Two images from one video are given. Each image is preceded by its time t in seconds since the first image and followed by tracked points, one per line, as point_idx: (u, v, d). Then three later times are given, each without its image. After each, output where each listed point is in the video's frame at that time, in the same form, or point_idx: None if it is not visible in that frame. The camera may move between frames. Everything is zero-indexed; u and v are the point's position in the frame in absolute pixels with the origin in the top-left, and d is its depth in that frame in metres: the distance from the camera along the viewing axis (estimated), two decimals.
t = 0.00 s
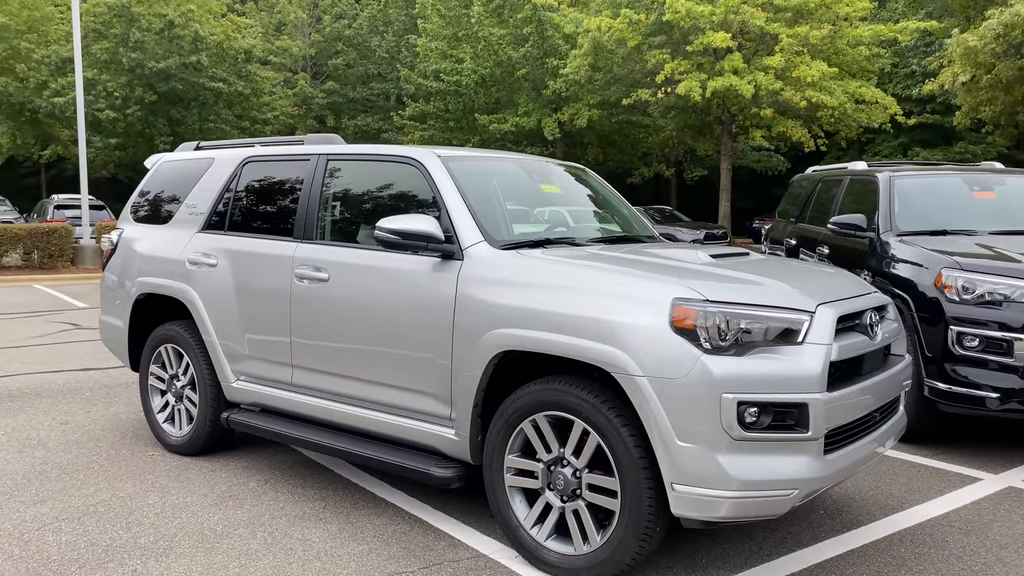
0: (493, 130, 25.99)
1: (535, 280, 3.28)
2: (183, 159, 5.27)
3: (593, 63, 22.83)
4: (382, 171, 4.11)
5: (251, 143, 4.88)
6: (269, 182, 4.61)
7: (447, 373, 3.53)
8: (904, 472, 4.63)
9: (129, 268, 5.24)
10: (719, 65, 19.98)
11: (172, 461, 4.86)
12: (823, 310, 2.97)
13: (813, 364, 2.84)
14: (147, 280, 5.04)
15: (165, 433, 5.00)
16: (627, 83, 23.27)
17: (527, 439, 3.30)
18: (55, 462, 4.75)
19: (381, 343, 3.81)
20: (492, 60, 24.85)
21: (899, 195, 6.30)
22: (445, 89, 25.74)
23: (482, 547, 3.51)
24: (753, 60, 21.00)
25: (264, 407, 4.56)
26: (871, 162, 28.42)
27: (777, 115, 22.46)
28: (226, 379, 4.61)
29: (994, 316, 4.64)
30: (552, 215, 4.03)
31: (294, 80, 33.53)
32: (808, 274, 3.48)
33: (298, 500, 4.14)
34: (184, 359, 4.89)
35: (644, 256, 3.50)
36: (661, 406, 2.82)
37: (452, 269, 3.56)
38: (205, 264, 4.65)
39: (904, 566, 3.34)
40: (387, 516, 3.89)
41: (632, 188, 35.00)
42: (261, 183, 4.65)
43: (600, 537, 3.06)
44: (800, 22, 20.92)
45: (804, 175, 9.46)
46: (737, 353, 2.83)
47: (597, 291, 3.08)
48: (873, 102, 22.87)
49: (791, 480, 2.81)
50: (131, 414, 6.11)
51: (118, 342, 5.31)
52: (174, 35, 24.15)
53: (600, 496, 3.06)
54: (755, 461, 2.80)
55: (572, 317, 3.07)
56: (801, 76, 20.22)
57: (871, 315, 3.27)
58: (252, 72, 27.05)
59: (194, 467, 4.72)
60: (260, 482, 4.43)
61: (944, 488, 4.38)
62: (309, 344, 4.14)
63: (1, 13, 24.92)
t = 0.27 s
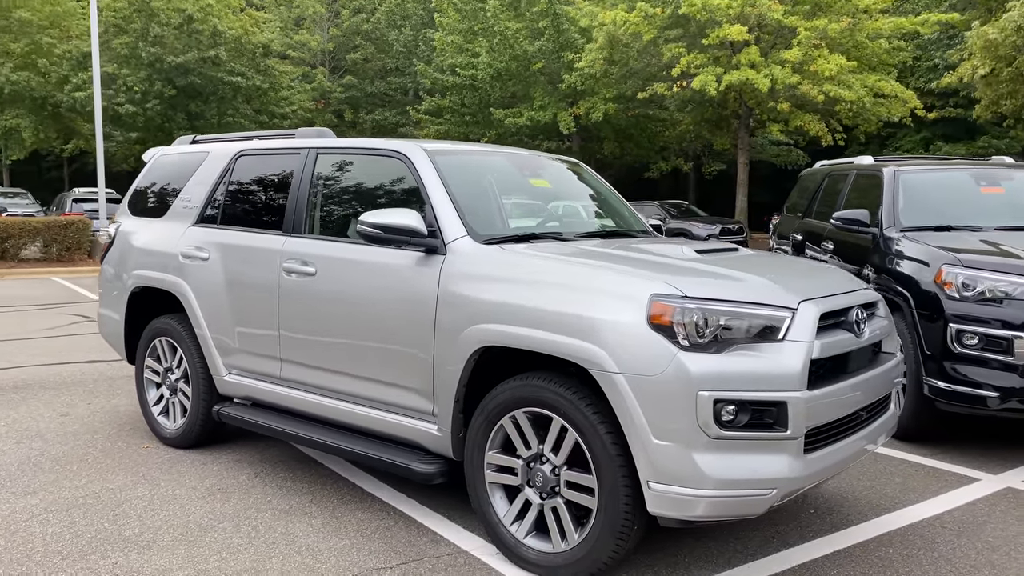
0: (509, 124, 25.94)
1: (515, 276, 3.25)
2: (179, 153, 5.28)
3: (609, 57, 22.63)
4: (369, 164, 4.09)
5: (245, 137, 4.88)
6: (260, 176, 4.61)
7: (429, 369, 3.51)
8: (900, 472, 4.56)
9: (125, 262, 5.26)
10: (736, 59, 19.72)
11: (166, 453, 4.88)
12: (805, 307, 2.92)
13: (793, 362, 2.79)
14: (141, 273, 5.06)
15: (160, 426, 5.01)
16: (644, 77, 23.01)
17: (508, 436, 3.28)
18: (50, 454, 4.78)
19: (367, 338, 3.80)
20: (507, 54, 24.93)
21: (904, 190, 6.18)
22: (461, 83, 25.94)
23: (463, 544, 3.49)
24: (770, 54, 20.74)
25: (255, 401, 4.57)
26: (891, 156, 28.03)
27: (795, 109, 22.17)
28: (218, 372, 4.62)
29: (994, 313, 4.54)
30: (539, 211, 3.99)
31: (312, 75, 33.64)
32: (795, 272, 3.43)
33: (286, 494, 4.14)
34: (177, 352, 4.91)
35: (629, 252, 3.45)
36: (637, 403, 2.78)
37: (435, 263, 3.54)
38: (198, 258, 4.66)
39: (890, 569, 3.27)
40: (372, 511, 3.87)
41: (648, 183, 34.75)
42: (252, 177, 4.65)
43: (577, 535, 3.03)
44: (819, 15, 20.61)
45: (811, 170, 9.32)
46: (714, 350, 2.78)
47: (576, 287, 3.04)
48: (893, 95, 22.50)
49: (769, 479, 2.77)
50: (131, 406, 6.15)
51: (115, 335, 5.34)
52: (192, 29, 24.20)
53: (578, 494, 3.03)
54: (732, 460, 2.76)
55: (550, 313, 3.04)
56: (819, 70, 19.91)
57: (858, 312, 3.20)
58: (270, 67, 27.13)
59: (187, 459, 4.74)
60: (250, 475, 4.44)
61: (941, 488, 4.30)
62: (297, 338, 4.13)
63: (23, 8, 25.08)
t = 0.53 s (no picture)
0: (528, 117, 25.96)
1: (501, 271, 3.23)
2: (180, 145, 5.31)
3: (628, 50, 22.37)
4: (362, 157, 4.08)
5: (242, 130, 4.89)
6: (257, 168, 4.61)
7: (416, 363, 3.50)
8: (901, 471, 4.48)
9: (126, 255, 5.30)
10: (757, 51, 19.40)
11: (165, 444, 4.92)
12: (791, 304, 2.87)
13: (777, 359, 2.74)
14: (142, 265, 5.10)
15: (159, 417, 5.05)
16: (664, 70, 22.67)
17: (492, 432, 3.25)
18: (51, 445, 4.84)
19: (357, 331, 3.79)
20: (525, 48, 25.26)
21: (913, 185, 6.05)
22: (481, 76, 26.56)
23: (449, 539, 3.48)
24: (792, 46, 20.42)
25: (251, 394, 4.58)
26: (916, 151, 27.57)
27: (817, 102, 21.83)
28: (214, 364, 4.64)
29: (999, 311, 4.42)
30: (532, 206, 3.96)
31: (334, 68, 33.82)
32: (788, 267, 3.37)
33: (279, 487, 4.16)
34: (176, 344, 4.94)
35: (618, 247, 3.41)
36: (618, 399, 2.75)
37: (422, 257, 3.52)
38: (196, 251, 4.68)
39: (879, 570, 3.22)
40: (362, 505, 3.88)
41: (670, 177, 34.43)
42: (249, 170, 4.66)
43: (559, 531, 3.01)
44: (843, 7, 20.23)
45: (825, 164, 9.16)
46: (695, 346, 2.74)
47: (560, 282, 3.01)
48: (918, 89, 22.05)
49: (751, 479, 2.72)
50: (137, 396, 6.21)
51: (117, 327, 5.38)
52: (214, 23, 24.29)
53: (561, 491, 3.00)
54: (713, 458, 2.72)
55: (533, 308, 3.02)
56: (842, 64, 19.54)
57: (849, 309, 3.14)
58: (291, 60, 27.29)
59: (185, 451, 4.77)
60: (245, 467, 4.46)
61: (941, 489, 4.22)
62: (289, 331, 4.14)
63: (49, 3, 25.39)
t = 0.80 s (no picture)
0: (551, 110, 25.80)
1: (490, 260, 3.19)
2: (184, 136, 5.32)
3: (650, 42, 22.02)
4: (357, 147, 4.05)
5: (244, 120, 4.88)
6: (257, 157, 4.61)
7: (408, 353, 3.47)
8: (907, 468, 4.38)
9: (130, 244, 5.33)
10: (782, 42, 19.03)
11: (167, 433, 4.95)
12: (784, 295, 2.80)
13: (767, 352, 2.67)
14: (146, 255, 5.12)
15: (163, 406, 5.09)
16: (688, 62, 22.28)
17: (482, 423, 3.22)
18: (56, 432, 4.89)
19: (350, 321, 3.77)
20: (549, 39, 25.17)
21: (927, 177, 5.90)
22: (504, 69, 26.74)
23: (440, 531, 3.45)
24: (818, 38, 19.99)
25: (250, 383, 4.59)
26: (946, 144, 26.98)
27: (843, 95, 21.40)
28: (215, 354, 4.65)
29: (1010, 304, 4.29)
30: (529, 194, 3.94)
31: (359, 62, 33.85)
32: (786, 259, 3.29)
33: (275, 476, 4.16)
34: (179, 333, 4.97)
35: (611, 238, 3.36)
36: (603, 391, 2.71)
37: (414, 247, 3.50)
38: (196, 240, 4.70)
39: (875, 569, 3.15)
40: (356, 496, 3.86)
41: (695, 170, 34.07)
42: (249, 160, 4.66)
43: (546, 524, 2.98)
44: None
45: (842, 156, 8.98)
46: (683, 337, 2.69)
47: (548, 272, 2.97)
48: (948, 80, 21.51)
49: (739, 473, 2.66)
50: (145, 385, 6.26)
51: (123, 316, 5.42)
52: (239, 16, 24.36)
53: (548, 483, 2.96)
54: (700, 452, 2.67)
55: (521, 298, 2.97)
56: (868, 56, 19.09)
57: (847, 301, 3.06)
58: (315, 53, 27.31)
59: (187, 440, 4.80)
60: (243, 456, 4.47)
61: (948, 486, 4.12)
62: (286, 321, 4.14)
63: None
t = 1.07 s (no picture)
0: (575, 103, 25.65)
1: (479, 251, 3.15)
2: (189, 126, 5.34)
3: (674, 34, 21.77)
4: (352, 136, 4.02)
5: (245, 110, 4.88)
6: (256, 147, 4.60)
7: (397, 344, 3.43)
8: (914, 466, 4.27)
9: (135, 234, 5.36)
10: (808, 33, 18.71)
11: (170, 422, 4.98)
12: (774, 288, 2.73)
13: (754, 346, 2.60)
14: (149, 244, 5.15)
15: (167, 395, 5.12)
16: (712, 54, 22.05)
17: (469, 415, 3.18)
18: (61, 421, 4.94)
19: (343, 312, 3.75)
20: (573, 31, 25.06)
21: (943, 168, 5.75)
22: (528, 62, 26.65)
23: (429, 523, 3.42)
24: (845, 29, 19.62)
25: (249, 374, 4.59)
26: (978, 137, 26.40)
27: (870, 86, 21.01)
28: (215, 343, 4.66)
29: None
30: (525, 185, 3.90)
31: (384, 55, 33.92)
32: (783, 250, 3.21)
33: (271, 467, 4.16)
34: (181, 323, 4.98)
35: (602, 229, 3.29)
36: (586, 384, 2.65)
37: (404, 237, 3.46)
38: (197, 230, 4.71)
39: (871, 568, 3.06)
40: (349, 488, 3.85)
41: (722, 163, 33.71)
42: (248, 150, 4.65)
43: (531, 518, 2.93)
44: None
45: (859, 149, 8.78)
46: (668, 330, 2.63)
47: (535, 262, 2.92)
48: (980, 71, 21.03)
49: (725, 469, 2.60)
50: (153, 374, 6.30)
51: (129, 306, 5.46)
52: (266, 10, 24.46)
53: (533, 477, 2.92)
54: (685, 448, 2.61)
55: (508, 289, 2.93)
56: (897, 46, 18.69)
57: (843, 294, 2.97)
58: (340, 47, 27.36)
59: (188, 429, 4.82)
60: (241, 447, 4.48)
61: (955, 485, 4.00)
62: (282, 311, 4.13)
63: None
